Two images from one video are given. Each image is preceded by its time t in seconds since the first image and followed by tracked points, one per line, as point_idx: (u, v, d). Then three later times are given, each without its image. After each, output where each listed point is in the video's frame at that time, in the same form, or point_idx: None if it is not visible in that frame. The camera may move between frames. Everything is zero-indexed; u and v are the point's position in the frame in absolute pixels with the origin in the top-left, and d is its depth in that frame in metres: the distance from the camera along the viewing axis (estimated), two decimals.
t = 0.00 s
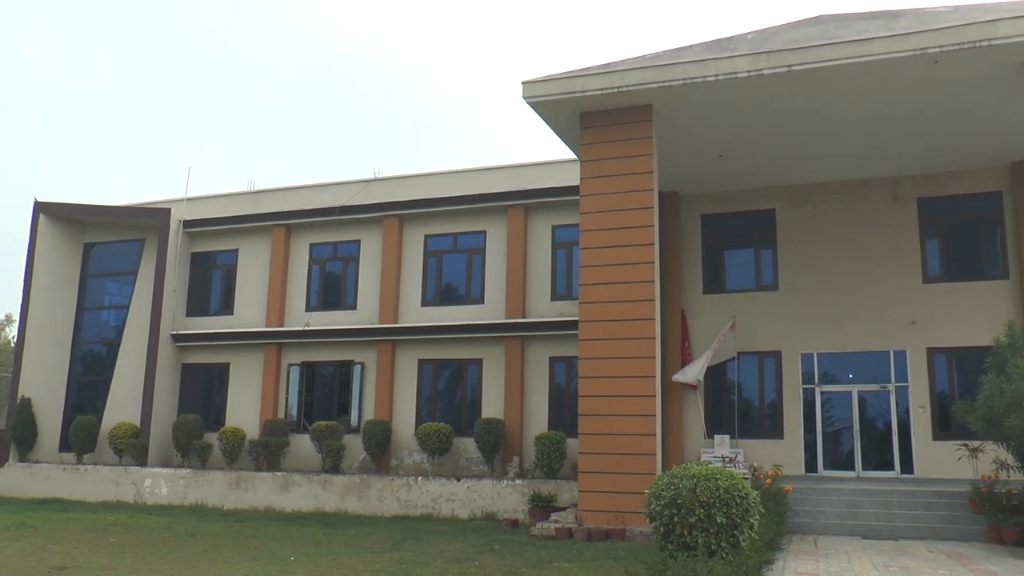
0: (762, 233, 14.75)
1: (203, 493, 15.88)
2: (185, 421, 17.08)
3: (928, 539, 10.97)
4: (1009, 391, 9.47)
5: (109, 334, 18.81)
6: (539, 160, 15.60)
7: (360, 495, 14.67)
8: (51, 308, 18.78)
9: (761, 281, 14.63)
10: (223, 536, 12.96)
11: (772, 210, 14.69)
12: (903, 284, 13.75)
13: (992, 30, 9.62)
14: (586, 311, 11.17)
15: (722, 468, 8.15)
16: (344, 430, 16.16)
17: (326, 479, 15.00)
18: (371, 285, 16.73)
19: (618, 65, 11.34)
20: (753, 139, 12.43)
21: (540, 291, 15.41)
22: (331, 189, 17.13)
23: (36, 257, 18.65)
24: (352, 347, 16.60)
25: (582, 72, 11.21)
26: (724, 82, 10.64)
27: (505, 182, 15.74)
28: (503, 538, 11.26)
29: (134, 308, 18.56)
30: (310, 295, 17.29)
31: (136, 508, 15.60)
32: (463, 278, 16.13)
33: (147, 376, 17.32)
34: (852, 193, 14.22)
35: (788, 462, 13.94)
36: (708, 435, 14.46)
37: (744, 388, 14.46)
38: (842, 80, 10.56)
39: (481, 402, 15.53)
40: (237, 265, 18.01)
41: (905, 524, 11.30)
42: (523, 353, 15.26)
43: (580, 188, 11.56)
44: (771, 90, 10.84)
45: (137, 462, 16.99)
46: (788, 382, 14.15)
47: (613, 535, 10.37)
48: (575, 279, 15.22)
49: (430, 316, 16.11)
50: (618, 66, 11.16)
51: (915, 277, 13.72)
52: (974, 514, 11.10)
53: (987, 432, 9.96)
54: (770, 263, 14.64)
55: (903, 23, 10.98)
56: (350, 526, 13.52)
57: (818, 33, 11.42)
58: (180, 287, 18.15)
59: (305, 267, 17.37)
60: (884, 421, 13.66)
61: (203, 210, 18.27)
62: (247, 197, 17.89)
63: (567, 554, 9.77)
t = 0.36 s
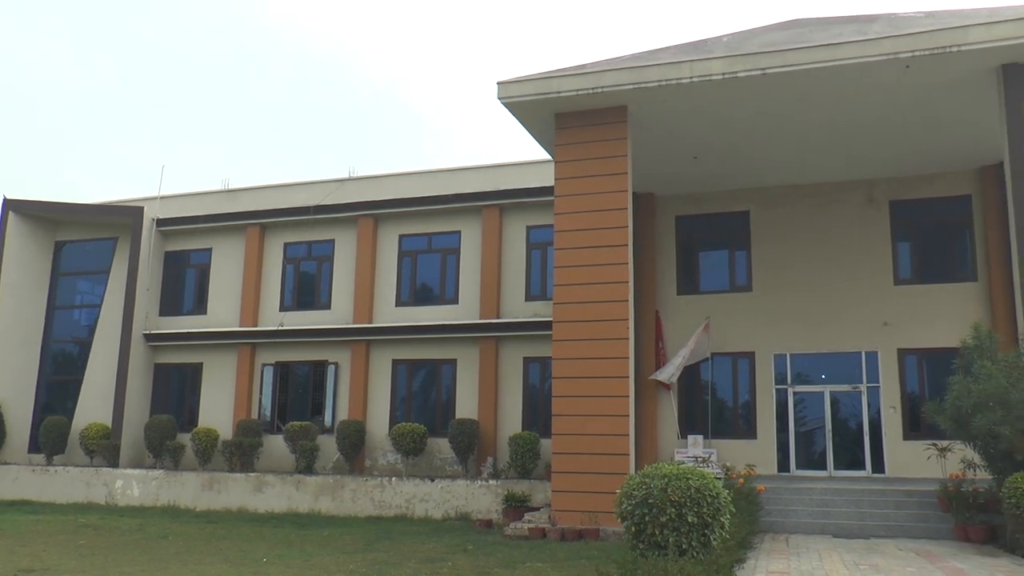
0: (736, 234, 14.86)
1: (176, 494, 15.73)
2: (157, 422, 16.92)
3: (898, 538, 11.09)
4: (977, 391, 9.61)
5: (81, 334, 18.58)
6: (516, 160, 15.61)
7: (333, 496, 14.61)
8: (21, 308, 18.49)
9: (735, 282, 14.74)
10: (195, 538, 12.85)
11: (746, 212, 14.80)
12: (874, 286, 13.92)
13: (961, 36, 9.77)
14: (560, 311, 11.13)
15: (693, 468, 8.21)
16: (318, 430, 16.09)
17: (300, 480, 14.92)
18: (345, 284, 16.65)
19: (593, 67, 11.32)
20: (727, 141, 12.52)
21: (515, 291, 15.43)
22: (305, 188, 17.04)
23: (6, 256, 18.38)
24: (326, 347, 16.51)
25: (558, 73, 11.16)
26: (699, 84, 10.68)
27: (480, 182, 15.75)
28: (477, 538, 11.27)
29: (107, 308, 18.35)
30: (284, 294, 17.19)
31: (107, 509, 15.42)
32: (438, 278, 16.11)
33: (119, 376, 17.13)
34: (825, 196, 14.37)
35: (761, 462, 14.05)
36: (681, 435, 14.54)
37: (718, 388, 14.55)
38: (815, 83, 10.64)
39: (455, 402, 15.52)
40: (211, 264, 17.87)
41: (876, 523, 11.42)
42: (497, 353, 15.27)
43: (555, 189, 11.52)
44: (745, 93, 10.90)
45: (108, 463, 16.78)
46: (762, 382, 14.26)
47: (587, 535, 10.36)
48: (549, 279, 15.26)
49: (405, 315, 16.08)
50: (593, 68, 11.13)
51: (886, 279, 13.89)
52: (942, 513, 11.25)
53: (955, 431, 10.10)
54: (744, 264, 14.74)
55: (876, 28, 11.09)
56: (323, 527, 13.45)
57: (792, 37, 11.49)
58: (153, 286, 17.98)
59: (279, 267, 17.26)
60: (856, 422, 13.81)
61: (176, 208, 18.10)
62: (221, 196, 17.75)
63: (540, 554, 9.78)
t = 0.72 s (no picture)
0: (706, 236, 14.97)
1: (144, 495, 15.55)
2: (125, 422, 16.72)
3: (865, 536, 11.21)
4: (942, 392, 9.74)
5: (48, 333, 18.26)
6: (488, 161, 15.62)
7: (303, 496, 14.53)
8: None
9: (705, 283, 14.84)
10: (163, 539, 12.72)
11: (717, 214, 14.90)
12: (842, 288, 14.09)
13: (929, 42, 9.95)
14: (531, 311, 11.06)
15: (661, 467, 8.25)
16: (288, 431, 15.98)
17: (270, 481, 14.81)
18: (316, 284, 16.55)
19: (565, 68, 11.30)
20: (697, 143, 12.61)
21: (486, 291, 15.43)
22: (276, 187, 16.93)
23: None
24: (297, 347, 16.40)
25: (529, 74, 11.12)
26: (670, 86, 10.73)
27: (452, 182, 15.75)
28: (447, 539, 11.26)
29: (74, 306, 18.06)
30: (254, 294, 17.05)
31: (73, 511, 15.20)
32: (409, 277, 16.06)
33: (86, 376, 16.89)
34: (794, 198, 14.52)
35: (731, 462, 14.16)
36: (651, 435, 14.61)
37: (688, 388, 14.64)
38: (785, 86, 10.73)
39: (425, 402, 15.49)
40: (180, 263, 17.69)
41: (843, 521, 11.54)
42: (468, 353, 15.26)
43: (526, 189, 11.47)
44: (715, 95, 10.96)
45: (74, 464, 16.51)
46: (731, 383, 14.37)
47: (557, 535, 10.32)
48: (520, 280, 15.28)
49: (375, 315, 16.01)
50: (565, 69, 11.11)
51: (854, 280, 14.06)
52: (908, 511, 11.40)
53: (920, 431, 10.20)
54: (714, 265, 14.85)
55: (844, 32, 11.20)
56: (293, 527, 13.37)
57: (763, 40, 11.56)
58: (122, 285, 17.75)
59: (249, 266, 17.12)
60: (825, 422, 13.96)
61: (145, 206, 17.89)
62: (191, 194, 17.56)
63: (509, 554, 9.78)
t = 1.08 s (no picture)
0: (678, 237, 15.06)
1: (114, 497, 15.36)
2: (95, 423, 16.52)
3: (835, 534, 11.31)
4: (909, 392, 9.87)
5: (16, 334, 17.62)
6: (462, 161, 15.61)
7: (276, 497, 14.45)
8: None
9: (677, 284, 14.94)
10: (132, 542, 12.59)
11: (689, 215, 15.01)
12: (813, 289, 14.24)
13: (897, 46, 10.06)
14: (503, 311, 11.06)
15: (632, 467, 8.29)
16: (260, 431, 15.87)
17: (242, 482, 14.71)
18: (288, 284, 16.45)
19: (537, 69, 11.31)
20: (669, 144, 12.68)
21: (459, 292, 15.43)
22: (249, 186, 16.81)
23: None
24: (269, 347, 16.29)
25: (502, 74, 11.12)
26: (642, 88, 10.77)
27: (425, 182, 15.74)
28: (419, 539, 11.24)
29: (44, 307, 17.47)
30: (225, 294, 16.92)
31: (41, 514, 14.98)
32: (381, 277, 16.02)
33: (55, 376, 16.64)
34: (765, 200, 14.66)
35: (703, 461, 14.25)
36: (624, 435, 14.67)
37: (660, 388, 14.72)
38: (755, 89, 10.81)
39: (397, 403, 15.46)
40: (151, 262, 17.50)
41: (814, 520, 11.64)
42: (441, 353, 15.25)
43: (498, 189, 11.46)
44: (687, 96, 11.02)
45: (42, 466, 16.22)
46: (703, 383, 14.47)
47: (529, 535, 10.31)
48: (493, 280, 15.30)
49: (348, 315, 15.95)
50: (537, 70, 11.13)
51: (825, 281, 14.22)
52: (877, 510, 11.54)
53: (890, 429, 10.39)
54: (686, 267, 14.95)
55: (815, 36, 11.32)
56: (265, 529, 13.28)
57: (735, 43, 11.64)
58: (91, 285, 17.55)
59: (221, 266, 16.98)
60: (795, 422, 14.10)
61: (115, 205, 17.67)
62: (163, 193, 17.39)
63: (481, 554, 9.78)
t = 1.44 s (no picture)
0: (649, 238, 15.14)
1: (80, 499, 15.14)
2: (61, 424, 16.27)
3: (804, 532, 11.41)
4: (876, 392, 9.99)
5: None
6: (435, 161, 15.58)
7: (245, 499, 14.33)
8: None
9: (648, 285, 15.01)
10: (98, 544, 12.42)
11: (660, 216, 15.09)
12: (782, 290, 14.38)
13: (866, 51, 10.19)
14: (474, 311, 11.04)
15: (600, 467, 8.26)
16: (229, 432, 15.73)
17: (211, 483, 14.57)
18: (259, 283, 16.33)
19: (509, 69, 11.31)
20: (640, 145, 12.74)
21: (430, 292, 15.41)
22: (219, 184, 16.66)
23: None
24: (239, 347, 16.15)
25: (474, 74, 11.11)
26: (614, 89, 10.81)
27: (397, 182, 15.70)
28: (389, 540, 11.21)
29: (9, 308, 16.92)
30: (195, 293, 16.75)
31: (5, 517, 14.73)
32: (352, 277, 15.95)
33: (20, 376, 16.37)
34: (735, 202, 14.78)
35: (673, 461, 14.33)
36: (594, 435, 14.70)
37: (631, 388, 14.78)
38: (726, 91, 10.88)
39: (368, 403, 15.40)
40: (120, 261, 17.28)
41: (782, 518, 11.74)
42: (411, 353, 15.23)
43: (469, 189, 11.43)
44: (657, 98, 11.08)
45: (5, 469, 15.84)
46: (673, 383, 14.55)
47: (499, 535, 10.30)
48: (464, 281, 15.31)
49: (319, 315, 15.85)
50: (509, 70, 11.14)
51: (794, 282, 14.36)
52: (844, 509, 11.67)
53: (857, 429, 10.52)
54: (657, 267, 15.03)
55: (785, 39, 11.41)
56: (234, 530, 13.16)
57: (706, 46, 11.71)
58: (58, 284, 17.28)
59: (191, 265, 16.80)
60: (765, 421, 14.23)
61: (83, 203, 17.42)
62: (131, 191, 17.17)
63: (451, 554, 9.77)
